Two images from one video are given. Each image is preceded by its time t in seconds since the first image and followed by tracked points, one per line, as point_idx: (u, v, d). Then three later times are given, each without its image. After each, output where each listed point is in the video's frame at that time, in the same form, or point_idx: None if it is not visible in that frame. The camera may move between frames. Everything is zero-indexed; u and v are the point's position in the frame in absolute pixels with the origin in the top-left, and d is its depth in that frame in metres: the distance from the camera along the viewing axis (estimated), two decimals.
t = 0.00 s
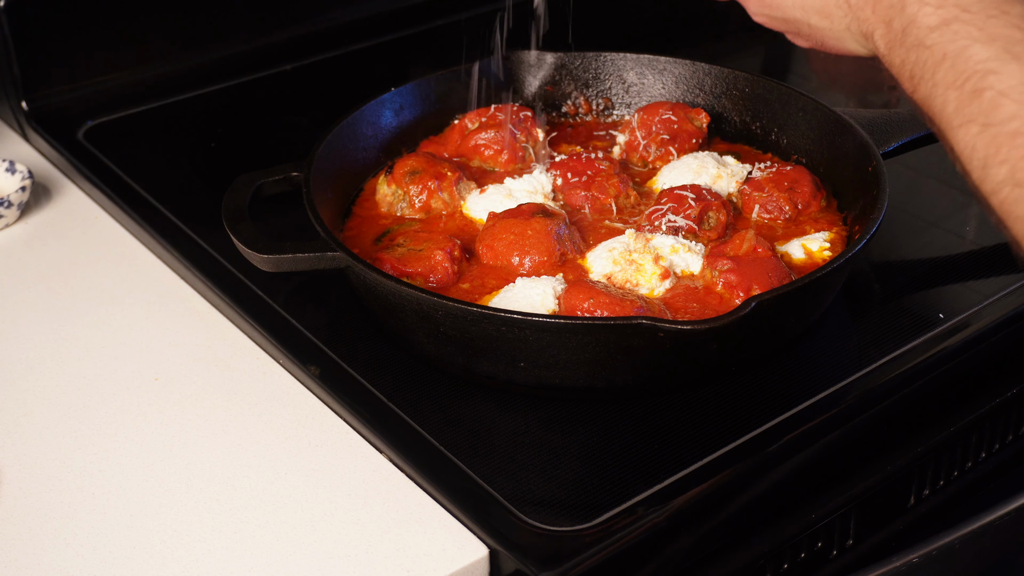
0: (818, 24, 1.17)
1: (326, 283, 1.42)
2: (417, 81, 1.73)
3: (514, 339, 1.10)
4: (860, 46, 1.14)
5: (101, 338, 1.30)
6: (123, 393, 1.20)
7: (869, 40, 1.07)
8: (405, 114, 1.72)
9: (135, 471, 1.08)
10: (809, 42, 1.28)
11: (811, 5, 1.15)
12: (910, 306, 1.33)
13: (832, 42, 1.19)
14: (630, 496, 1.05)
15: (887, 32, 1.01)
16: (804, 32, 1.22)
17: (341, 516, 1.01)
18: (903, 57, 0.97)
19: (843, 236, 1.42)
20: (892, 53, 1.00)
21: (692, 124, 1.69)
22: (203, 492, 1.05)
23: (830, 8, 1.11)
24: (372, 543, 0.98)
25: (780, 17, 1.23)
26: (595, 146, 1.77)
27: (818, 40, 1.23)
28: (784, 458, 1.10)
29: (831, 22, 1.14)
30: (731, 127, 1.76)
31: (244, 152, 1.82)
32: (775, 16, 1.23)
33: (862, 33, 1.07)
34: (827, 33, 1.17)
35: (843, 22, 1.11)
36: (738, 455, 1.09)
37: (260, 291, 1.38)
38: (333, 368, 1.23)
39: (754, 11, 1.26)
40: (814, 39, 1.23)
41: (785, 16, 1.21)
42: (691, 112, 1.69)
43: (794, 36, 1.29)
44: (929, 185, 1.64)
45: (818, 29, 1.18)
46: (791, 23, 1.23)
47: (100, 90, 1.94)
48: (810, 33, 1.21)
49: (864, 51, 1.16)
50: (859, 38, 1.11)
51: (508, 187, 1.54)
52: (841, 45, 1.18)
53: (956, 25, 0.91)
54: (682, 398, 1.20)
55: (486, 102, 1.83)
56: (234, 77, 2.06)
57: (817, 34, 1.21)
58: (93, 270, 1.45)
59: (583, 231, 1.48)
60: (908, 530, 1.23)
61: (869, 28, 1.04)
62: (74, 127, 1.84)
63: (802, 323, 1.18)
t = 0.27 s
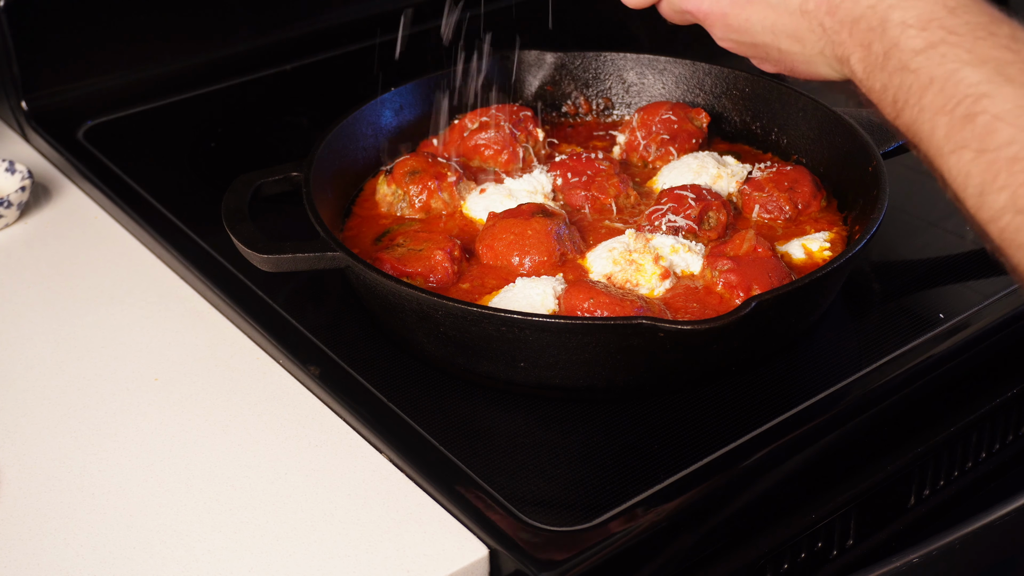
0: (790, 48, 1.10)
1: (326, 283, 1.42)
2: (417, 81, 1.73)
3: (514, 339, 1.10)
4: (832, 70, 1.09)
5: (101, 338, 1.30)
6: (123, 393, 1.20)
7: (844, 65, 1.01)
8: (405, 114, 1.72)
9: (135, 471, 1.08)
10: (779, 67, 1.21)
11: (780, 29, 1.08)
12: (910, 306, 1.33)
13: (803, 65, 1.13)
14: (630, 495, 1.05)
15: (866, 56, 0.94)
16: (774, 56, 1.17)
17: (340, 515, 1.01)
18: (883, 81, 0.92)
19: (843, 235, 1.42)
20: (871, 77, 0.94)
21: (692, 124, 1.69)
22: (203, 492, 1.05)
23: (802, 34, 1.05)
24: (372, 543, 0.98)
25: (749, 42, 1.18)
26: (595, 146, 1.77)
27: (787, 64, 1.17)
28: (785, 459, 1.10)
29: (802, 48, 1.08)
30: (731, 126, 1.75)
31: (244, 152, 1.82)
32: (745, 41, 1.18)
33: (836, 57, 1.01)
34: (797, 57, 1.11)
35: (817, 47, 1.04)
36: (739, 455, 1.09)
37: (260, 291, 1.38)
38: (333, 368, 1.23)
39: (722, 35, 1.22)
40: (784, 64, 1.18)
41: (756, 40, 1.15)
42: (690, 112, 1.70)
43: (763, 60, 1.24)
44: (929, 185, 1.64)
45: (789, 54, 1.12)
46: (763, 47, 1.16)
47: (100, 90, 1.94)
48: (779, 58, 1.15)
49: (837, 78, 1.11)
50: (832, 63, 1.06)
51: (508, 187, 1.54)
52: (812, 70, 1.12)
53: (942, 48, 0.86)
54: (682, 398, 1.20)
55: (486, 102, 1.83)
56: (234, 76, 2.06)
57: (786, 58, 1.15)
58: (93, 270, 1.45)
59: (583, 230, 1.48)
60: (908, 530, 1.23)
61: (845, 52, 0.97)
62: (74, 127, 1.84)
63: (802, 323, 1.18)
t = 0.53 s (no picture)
0: (787, 77, 1.06)
1: (326, 283, 1.42)
2: (417, 81, 1.73)
3: (514, 339, 1.10)
4: (832, 100, 1.03)
5: (100, 338, 1.30)
6: (123, 393, 1.20)
7: (844, 92, 0.98)
8: (405, 114, 1.72)
9: (134, 471, 1.08)
10: (776, 99, 1.15)
11: (778, 56, 1.03)
12: (911, 306, 1.33)
13: (801, 96, 1.08)
14: (630, 495, 1.04)
15: (867, 83, 0.91)
16: (772, 87, 1.11)
17: (340, 515, 1.01)
18: (886, 109, 0.89)
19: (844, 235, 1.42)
20: (872, 104, 0.91)
21: (692, 124, 1.69)
22: (203, 492, 1.04)
23: (800, 61, 1.01)
24: (372, 542, 0.98)
25: (744, 71, 1.12)
26: (595, 146, 1.77)
27: (786, 95, 1.12)
28: (785, 459, 1.10)
29: (800, 76, 1.04)
30: (732, 126, 1.75)
31: (244, 151, 1.82)
32: (738, 70, 1.12)
33: (836, 85, 0.98)
34: (795, 86, 1.07)
35: (816, 74, 1.00)
36: (739, 455, 1.09)
37: (260, 291, 1.38)
38: (333, 368, 1.23)
39: (714, 66, 1.15)
40: (780, 96, 1.12)
41: (750, 70, 1.10)
42: (690, 112, 1.70)
43: (758, 91, 1.17)
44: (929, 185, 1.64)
45: (786, 83, 1.07)
46: (759, 76, 1.10)
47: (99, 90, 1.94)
48: (777, 87, 1.10)
49: (835, 108, 1.05)
50: (832, 91, 1.01)
51: (508, 187, 1.54)
52: (810, 100, 1.07)
53: (946, 72, 0.84)
54: (682, 398, 1.20)
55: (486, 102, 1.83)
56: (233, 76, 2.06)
57: (785, 88, 1.10)
58: (93, 270, 1.44)
59: (583, 230, 1.48)
60: (908, 530, 1.23)
61: (845, 79, 0.95)
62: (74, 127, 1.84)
63: (802, 323, 1.18)
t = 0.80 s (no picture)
0: (814, 100, 1.05)
1: (326, 283, 1.42)
2: (417, 81, 1.73)
3: (514, 339, 1.10)
4: (860, 122, 1.03)
5: (100, 338, 1.30)
6: (123, 393, 1.20)
7: (874, 115, 0.97)
8: (405, 114, 1.72)
9: (133, 472, 1.07)
10: (799, 122, 1.16)
11: (804, 80, 1.03)
12: (911, 306, 1.33)
13: (827, 119, 1.08)
14: (631, 496, 1.04)
15: (900, 105, 0.91)
16: (796, 110, 1.11)
17: (340, 516, 1.01)
18: (921, 130, 0.89)
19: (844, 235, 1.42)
20: (905, 127, 0.91)
21: (692, 123, 1.69)
22: (203, 493, 1.04)
23: (828, 84, 1.00)
24: (372, 542, 0.98)
25: (768, 95, 1.12)
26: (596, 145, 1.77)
27: (811, 118, 1.11)
28: (786, 459, 1.10)
29: (826, 99, 1.03)
30: (732, 126, 1.76)
31: (243, 151, 1.82)
32: (762, 93, 1.12)
33: (865, 107, 0.97)
34: (821, 110, 1.06)
35: (844, 97, 1.00)
36: (739, 455, 1.09)
37: (259, 291, 1.37)
38: (333, 368, 1.22)
39: (736, 90, 1.15)
40: (803, 118, 1.12)
41: (775, 93, 1.10)
42: (690, 112, 1.70)
43: (780, 115, 1.17)
44: (929, 185, 1.64)
45: (813, 106, 1.07)
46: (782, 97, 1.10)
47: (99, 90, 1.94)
48: (802, 111, 1.10)
49: (864, 129, 1.05)
50: (860, 113, 1.01)
51: (508, 187, 1.54)
52: (836, 123, 1.07)
53: (986, 94, 0.83)
54: (682, 398, 1.20)
55: (485, 102, 1.83)
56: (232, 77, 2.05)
57: (810, 111, 1.09)
58: (92, 270, 1.44)
59: (582, 230, 1.48)
60: (908, 531, 1.22)
61: (877, 101, 0.94)
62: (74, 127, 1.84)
63: (802, 323, 1.17)
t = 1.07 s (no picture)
0: (839, 122, 1.03)
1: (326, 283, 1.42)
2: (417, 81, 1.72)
3: (514, 339, 1.10)
4: (887, 144, 1.01)
5: (100, 339, 1.30)
6: (122, 394, 1.20)
7: (904, 137, 0.96)
8: (404, 114, 1.72)
9: (133, 472, 1.07)
10: (823, 143, 1.12)
11: (827, 101, 1.00)
12: (911, 305, 1.33)
13: (853, 140, 1.05)
14: (631, 496, 1.04)
15: (933, 128, 0.90)
16: (820, 132, 1.08)
17: (340, 516, 1.01)
18: (956, 155, 0.88)
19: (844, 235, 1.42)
20: (936, 151, 0.91)
21: (692, 123, 1.69)
22: (202, 493, 1.04)
23: (854, 107, 0.98)
24: (372, 542, 0.98)
25: (791, 116, 1.09)
26: (596, 145, 1.76)
27: (836, 139, 1.08)
28: (786, 459, 1.09)
29: (854, 121, 1.01)
30: (732, 126, 1.75)
31: (244, 151, 1.82)
32: (785, 115, 1.09)
33: (895, 130, 0.96)
34: (847, 131, 1.04)
35: (872, 120, 0.98)
36: (739, 455, 1.09)
37: (259, 291, 1.37)
38: (333, 368, 1.22)
39: (758, 111, 1.11)
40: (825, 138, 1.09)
41: (799, 115, 1.07)
42: (691, 112, 1.70)
43: (802, 135, 1.14)
44: (930, 184, 1.63)
45: (839, 128, 1.04)
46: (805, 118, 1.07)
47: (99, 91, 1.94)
48: (827, 132, 1.07)
49: (891, 150, 1.03)
50: (889, 135, 0.99)
51: (508, 186, 1.53)
52: (863, 143, 1.04)
53: None
54: (683, 398, 1.20)
55: (486, 102, 1.83)
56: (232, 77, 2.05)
57: (836, 133, 1.06)
58: (92, 270, 1.44)
59: (582, 230, 1.47)
60: (909, 531, 1.22)
61: (908, 124, 0.93)
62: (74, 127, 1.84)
63: (802, 323, 1.17)
